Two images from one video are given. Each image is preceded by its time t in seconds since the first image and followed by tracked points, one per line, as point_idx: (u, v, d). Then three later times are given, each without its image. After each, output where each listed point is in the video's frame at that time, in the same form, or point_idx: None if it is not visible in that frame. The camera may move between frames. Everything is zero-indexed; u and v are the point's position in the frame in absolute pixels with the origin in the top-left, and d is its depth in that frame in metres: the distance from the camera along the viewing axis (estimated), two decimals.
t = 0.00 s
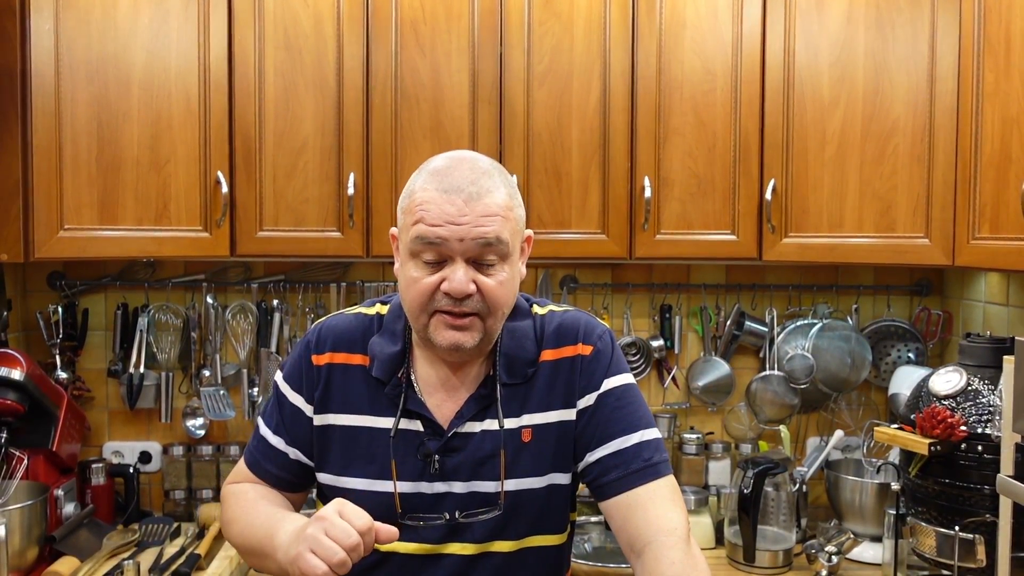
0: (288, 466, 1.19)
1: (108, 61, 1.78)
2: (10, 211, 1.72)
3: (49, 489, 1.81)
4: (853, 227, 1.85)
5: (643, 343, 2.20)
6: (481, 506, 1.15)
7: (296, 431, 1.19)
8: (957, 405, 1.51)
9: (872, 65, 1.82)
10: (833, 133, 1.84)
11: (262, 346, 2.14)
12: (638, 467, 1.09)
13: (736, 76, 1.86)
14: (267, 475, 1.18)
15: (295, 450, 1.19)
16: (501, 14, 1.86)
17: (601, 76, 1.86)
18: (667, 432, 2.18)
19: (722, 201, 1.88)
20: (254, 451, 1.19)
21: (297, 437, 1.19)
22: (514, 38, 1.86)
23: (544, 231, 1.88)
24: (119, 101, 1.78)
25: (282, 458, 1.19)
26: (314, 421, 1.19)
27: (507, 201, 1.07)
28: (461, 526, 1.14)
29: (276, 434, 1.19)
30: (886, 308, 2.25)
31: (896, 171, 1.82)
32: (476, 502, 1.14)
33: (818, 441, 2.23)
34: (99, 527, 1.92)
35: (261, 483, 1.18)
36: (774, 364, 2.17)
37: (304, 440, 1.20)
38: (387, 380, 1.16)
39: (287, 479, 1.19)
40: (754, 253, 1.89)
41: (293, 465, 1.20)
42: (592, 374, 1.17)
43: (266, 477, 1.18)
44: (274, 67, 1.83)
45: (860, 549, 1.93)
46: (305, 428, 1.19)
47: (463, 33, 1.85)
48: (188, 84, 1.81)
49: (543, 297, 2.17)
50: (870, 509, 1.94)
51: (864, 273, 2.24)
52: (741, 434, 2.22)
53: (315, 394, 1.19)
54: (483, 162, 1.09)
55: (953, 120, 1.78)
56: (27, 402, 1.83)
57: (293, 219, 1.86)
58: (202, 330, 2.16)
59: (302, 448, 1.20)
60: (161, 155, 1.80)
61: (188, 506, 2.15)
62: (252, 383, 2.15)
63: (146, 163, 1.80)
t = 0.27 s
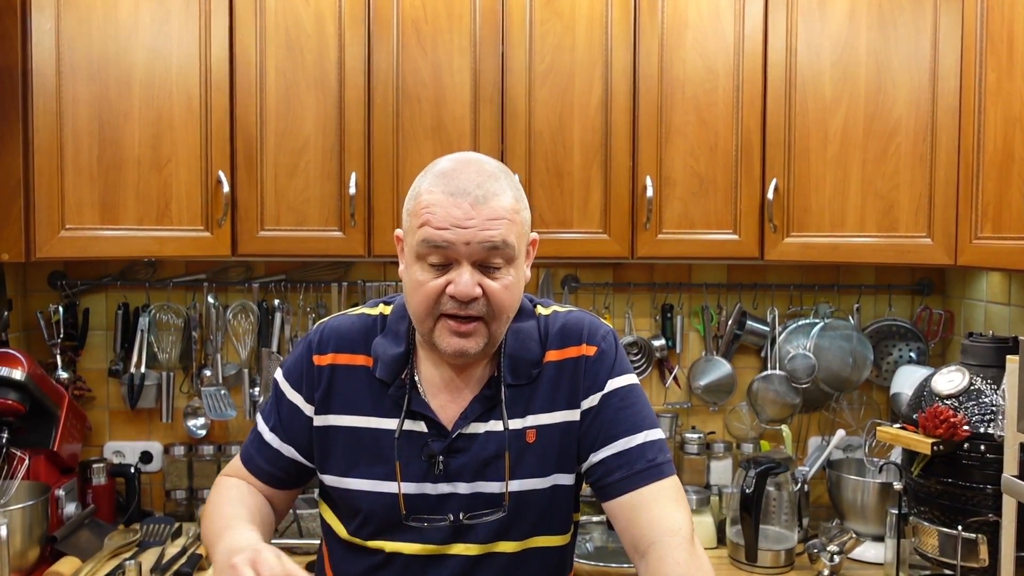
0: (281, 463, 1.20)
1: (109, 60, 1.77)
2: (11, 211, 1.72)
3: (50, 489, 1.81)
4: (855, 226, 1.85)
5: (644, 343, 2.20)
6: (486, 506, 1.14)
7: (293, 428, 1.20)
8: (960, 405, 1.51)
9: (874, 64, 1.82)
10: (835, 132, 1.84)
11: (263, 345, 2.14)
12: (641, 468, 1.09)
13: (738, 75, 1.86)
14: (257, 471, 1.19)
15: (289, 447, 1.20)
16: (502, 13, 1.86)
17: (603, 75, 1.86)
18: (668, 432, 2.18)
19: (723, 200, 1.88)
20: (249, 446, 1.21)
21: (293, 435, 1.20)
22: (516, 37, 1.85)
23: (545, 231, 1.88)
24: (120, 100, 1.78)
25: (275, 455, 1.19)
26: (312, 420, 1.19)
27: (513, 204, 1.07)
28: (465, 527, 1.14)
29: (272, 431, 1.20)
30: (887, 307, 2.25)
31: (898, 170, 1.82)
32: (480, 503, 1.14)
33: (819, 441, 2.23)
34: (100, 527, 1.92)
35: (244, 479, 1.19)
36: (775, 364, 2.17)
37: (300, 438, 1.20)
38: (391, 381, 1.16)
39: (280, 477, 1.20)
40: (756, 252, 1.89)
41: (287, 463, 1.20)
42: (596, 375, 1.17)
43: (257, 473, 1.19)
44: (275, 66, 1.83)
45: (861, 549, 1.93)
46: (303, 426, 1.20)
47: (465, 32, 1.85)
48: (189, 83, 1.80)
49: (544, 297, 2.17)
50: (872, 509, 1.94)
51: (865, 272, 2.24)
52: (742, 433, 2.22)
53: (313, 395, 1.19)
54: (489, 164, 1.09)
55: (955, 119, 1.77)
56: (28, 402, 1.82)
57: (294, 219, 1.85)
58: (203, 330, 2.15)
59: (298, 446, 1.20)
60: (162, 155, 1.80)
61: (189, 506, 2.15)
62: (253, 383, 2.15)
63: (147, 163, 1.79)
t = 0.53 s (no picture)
0: (275, 449, 1.19)
1: (110, 61, 1.77)
2: (12, 211, 1.72)
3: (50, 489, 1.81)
4: (855, 227, 1.85)
5: (644, 342, 2.20)
6: (484, 501, 1.14)
7: (290, 415, 1.19)
8: (960, 405, 1.51)
9: (874, 65, 1.83)
10: (835, 133, 1.84)
11: (264, 345, 2.14)
12: (643, 468, 1.09)
13: (738, 76, 1.87)
14: (246, 454, 1.18)
15: (286, 435, 1.19)
16: (503, 14, 1.86)
17: (603, 76, 1.86)
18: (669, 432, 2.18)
19: (723, 200, 1.88)
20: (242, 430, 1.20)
21: (291, 422, 1.19)
22: (516, 38, 1.86)
23: (545, 231, 1.88)
24: (121, 101, 1.78)
25: (269, 441, 1.18)
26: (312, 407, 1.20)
27: (517, 184, 1.09)
28: (465, 526, 1.14)
29: (267, 417, 1.19)
30: (887, 307, 2.25)
31: (898, 170, 1.82)
32: (479, 498, 1.14)
33: (819, 440, 2.23)
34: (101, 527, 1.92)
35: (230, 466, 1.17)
36: (775, 364, 2.18)
37: (298, 426, 1.19)
38: (394, 373, 1.16)
39: (271, 464, 1.18)
40: (756, 253, 1.89)
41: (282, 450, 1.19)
42: (598, 373, 1.17)
43: (247, 457, 1.17)
44: (276, 67, 1.83)
45: (862, 548, 1.93)
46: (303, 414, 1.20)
47: (465, 33, 1.85)
48: (190, 84, 1.81)
49: (544, 297, 2.17)
50: (872, 508, 1.94)
51: (865, 272, 2.24)
52: (743, 433, 2.23)
53: (314, 380, 1.20)
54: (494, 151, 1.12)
55: (955, 119, 1.78)
56: (29, 403, 1.82)
57: (295, 219, 1.86)
58: (203, 330, 2.15)
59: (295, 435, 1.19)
60: (163, 155, 1.80)
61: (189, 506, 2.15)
62: (254, 383, 2.15)
63: (148, 163, 1.79)
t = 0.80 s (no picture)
0: (278, 445, 1.18)
1: (112, 63, 1.78)
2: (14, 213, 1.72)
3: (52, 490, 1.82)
4: (853, 229, 1.86)
5: (644, 344, 2.21)
6: (481, 504, 1.15)
7: (291, 412, 1.19)
8: (957, 406, 1.52)
9: (872, 67, 1.83)
10: (834, 135, 1.85)
11: (265, 347, 2.15)
12: (640, 470, 1.10)
13: (737, 78, 1.87)
14: (247, 448, 1.16)
15: (289, 431, 1.19)
16: (503, 17, 1.87)
17: (602, 78, 1.87)
18: (668, 433, 2.19)
19: (722, 202, 1.89)
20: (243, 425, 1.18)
21: (292, 419, 1.19)
22: (516, 41, 1.86)
23: (545, 233, 1.89)
24: (123, 103, 1.78)
25: (272, 437, 1.18)
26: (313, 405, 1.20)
27: (528, 202, 1.09)
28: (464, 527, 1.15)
29: (268, 412, 1.18)
30: (885, 309, 2.26)
31: (896, 172, 1.83)
32: (477, 501, 1.15)
33: (818, 441, 2.24)
34: (103, 528, 1.93)
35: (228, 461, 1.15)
36: (774, 365, 2.18)
37: (299, 423, 1.19)
38: (393, 375, 1.17)
39: (273, 460, 1.18)
40: (755, 255, 1.90)
41: (284, 445, 1.19)
42: (595, 376, 1.18)
43: (249, 453, 1.16)
44: (277, 70, 1.84)
45: (860, 549, 1.94)
46: (303, 412, 1.20)
47: (465, 35, 1.86)
48: (192, 87, 1.82)
49: (544, 299, 2.18)
50: (870, 509, 1.95)
51: (864, 274, 2.25)
52: (742, 434, 2.24)
53: (314, 378, 1.20)
54: (507, 163, 1.11)
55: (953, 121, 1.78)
56: (31, 404, 1.83)
57: (296, 221, 1.87)
58: (205, 331, 2.16)
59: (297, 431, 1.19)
60: (164, 158, 1.81)
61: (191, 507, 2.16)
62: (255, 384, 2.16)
63: (150, 165, 1.80)
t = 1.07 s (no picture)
0: (284, 452, 1.18)
1: (113, 65, 1.78)
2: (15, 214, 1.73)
3: (54, 490, 1.83)
4: (852, 230, 1.86)
5: (643, 345, 2.22)
6: (481, 505, 1.16)
7: (293, 417, 1.19)
8: (955, 407, 1.52)
9: (871, 69, 1.84)
10: (833, 137, 1.86)
11: (265, 347, 2.16)
12: (638, 470, 1.10)
13: (735, 80, 1.88)
14: (253, 456, 1.15)
15: (295, 438, 1.19)
16: (502, 19, 1.87)
17: (602, 80, 1.88)
18: (667, 434, 2.19)
19: (721, 204, 1.90)
20: (246, 434, 1.16)
21: (298, 425, 1.19)
22: (515, 42, 1.87)
23: (545, 234, 1.89)
24: (124, 105, 1.79)
25: (280, 444, 1.18)
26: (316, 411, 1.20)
27: (526, 202, 1.09)
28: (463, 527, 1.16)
29: (271, 419, 1.18)
30: (884, 310, 2.26)
31: (894, 174, 1.84)
32: (476, 502, 1.16)
33: (817, 442, 2.24)
34: (103, 528, 1.93)
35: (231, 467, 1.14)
36: (774, 366, 2.19)
37: (304, 429, 1.19)
38: (391, 377, 1.18)
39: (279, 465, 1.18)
40: (754, 256, 1.90)
41: (291, 451, 1.19)
42: (593, 377, 1.19)
43: (256, 462, 1.15)
44: (277, 71, 1.85)
45: (859, 549, 1.94)
46: (306, 418, 1.19)
47: (465, 37, 1.87)
48: (192, 88, 1.82)
49: (543, 300, 2.19)
50: (869, 510, 1.96)
51: (862, 275, 2.25)
52: (741, 434, 2.23)
53: (317, 383, 1.20)
54: (504, 164, 1.12)
55: (951, 122, 1.78)
56: (32, 404, 1.84)
57: (296, 223, 1.87)
58: (205, 332, 2.17)
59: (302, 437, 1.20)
60: (165, 159, 1.81)
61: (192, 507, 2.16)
62: (255, 385, 2.16)
63: (150, 167, 1.81)
